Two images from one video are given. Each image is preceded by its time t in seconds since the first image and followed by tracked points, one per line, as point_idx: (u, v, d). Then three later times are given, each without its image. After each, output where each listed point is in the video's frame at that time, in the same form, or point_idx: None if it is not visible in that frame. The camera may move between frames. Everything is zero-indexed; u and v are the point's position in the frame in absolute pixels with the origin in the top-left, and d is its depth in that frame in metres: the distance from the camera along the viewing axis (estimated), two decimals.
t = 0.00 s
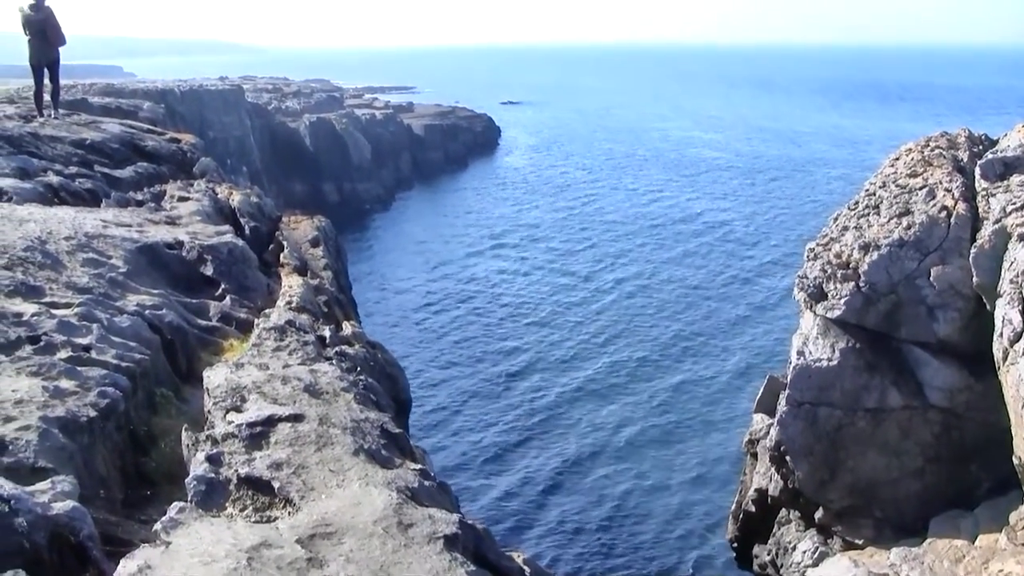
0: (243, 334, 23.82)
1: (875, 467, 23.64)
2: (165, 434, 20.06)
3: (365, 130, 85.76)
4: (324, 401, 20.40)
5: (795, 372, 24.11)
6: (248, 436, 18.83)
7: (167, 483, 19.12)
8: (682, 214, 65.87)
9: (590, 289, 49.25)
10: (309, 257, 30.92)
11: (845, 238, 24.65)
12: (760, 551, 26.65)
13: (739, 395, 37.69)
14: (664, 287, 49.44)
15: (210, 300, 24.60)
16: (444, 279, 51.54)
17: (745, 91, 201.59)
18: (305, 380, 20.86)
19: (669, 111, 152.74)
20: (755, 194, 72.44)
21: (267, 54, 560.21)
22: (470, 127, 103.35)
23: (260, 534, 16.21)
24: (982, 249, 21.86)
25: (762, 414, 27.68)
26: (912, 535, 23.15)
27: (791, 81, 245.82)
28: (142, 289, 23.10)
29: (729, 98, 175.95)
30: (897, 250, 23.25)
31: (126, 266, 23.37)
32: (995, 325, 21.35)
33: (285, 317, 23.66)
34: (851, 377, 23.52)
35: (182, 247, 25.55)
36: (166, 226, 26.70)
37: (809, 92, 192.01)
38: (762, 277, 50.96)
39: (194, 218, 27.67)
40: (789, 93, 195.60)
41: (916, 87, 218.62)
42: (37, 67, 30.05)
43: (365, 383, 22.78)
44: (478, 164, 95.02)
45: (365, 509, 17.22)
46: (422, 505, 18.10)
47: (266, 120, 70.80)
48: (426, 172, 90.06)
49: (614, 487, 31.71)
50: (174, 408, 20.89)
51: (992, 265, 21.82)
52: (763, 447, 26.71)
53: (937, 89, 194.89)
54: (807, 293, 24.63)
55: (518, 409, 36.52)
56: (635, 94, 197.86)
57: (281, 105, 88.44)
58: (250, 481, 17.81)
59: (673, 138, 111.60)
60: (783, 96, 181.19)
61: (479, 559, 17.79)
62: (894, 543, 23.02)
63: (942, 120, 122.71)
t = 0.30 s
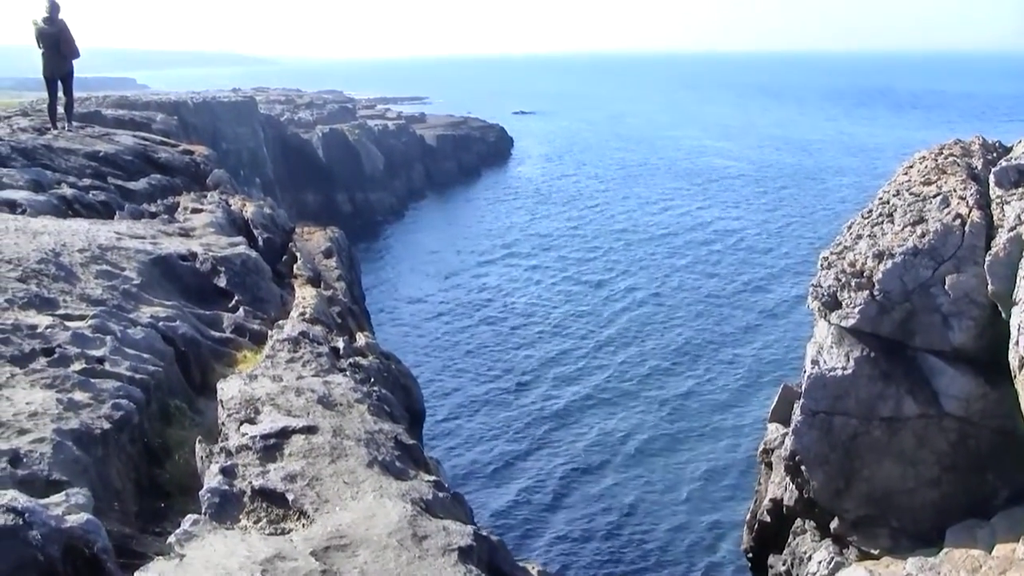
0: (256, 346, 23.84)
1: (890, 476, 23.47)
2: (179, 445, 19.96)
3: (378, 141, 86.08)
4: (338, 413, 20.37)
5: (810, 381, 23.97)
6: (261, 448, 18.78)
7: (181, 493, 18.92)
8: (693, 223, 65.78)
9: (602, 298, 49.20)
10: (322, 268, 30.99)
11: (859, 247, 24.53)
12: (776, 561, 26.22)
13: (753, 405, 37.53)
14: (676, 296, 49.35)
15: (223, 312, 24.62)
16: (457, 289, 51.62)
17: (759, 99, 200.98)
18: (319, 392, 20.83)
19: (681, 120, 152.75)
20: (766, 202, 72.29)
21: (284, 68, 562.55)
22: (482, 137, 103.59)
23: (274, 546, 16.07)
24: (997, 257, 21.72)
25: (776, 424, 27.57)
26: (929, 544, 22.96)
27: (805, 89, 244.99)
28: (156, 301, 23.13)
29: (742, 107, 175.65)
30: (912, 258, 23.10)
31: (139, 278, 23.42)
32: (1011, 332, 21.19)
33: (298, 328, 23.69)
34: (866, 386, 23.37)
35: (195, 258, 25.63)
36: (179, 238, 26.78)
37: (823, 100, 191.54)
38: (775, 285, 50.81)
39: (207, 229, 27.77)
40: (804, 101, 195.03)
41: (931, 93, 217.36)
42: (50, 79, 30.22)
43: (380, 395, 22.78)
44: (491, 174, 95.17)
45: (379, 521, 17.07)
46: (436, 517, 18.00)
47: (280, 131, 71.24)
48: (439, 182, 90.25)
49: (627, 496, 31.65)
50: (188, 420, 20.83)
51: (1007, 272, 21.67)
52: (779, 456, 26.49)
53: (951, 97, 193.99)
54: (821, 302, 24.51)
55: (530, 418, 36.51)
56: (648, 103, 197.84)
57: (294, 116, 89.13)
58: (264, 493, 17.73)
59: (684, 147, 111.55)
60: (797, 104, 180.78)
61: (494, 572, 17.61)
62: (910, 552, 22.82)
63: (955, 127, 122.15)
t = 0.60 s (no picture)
0: (270, 357, 23.89)
1: (906, 488, 23.12)
2: (193, 457, 19.92)
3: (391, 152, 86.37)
4: (351, 425, 20.31)
5: (825, 392, 23.68)
6: (275, 460, 18.73)
7: (193, 506, 18.83)
8: (706, 233, 65.61)
9: (615, 309, 49.12)
10: (336, 279, 31.08)
11: (873, 258, 24.34)
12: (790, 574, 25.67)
13: (766, 415, 37.37)
14: (690, 307, 49.21)
15: (237, 323, 24.68)
16: (470, 300, 51.66)
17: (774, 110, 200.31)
18: (332, 403, 20.81)
19: (695, 130, 152.60)
20: (780, 212, 72.06)
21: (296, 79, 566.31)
22: (495, 148, 103.76)
23: (287, 559, 15.89)
24: (1012, 267, 21.59)
25: (791, 434, 27.47)
26: (944, 557, 22.59)
27: (818, 98, 244.72)
28: (169, 313, 23.18)
29: (757, 117, 175.26)
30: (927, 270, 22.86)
31: (153, 289, 23.51)
32: None
33: (312, 340, 23.76)
34: (881, 397, 23.12)
35: (209, 270, 25.74)
36: (193, 249, 26.89)
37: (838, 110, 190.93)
38: (789, 296, 50.59)
39: (221, 240, 27.88)
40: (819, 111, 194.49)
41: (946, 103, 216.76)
42: (66, 91, 30.40)
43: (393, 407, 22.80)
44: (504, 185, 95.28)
45: (393, 533, 16.82)
46: (450, 529, 17.79)
47: (294, 141, 71.57)
48: (452, 193, 90.40)
49: (639, 507, 31.56)
50: (201, 431, 20.81)
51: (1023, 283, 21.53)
52: (793, 468, 26.34)
53: (967, 106, 193.59)
54: (836, 313, 24.35)
55: (543, 428, 36.46)
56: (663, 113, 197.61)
57: (308, 127, 89.90)
58: (278, 505, 17.62)
59: (697, 157, 111.46)
60: (813, 114, 180.20)
61: None
62: (926, 565, 22.43)
63: (969, 138, 121.52)
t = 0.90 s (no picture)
0: (284, 369, 23.92)
1: (922, 500, 22.48)
2: (207, 469, 19.87)
3: (404, 164, 86.58)
4: (366, 438, 20.30)
5: (841, 404, 22.98)
6: (289, 472, 18.61)
7: (208, 518, 18.79)
8: (719, 245, 65.56)
9: (628, 321, 49.12)
10: (349, 291, 31.18)
11: (888, 268, 23.81)
12: None
13: (779, 427, 37.26)
14: (703, 319, 49.13)
15: (250, 336, 24.74)
16: (483, 312, 51.72)
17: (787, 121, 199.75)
18: (347, 416, 20.81)
19: (707, 141, 152.61)
20: (792, 224, 71.99)
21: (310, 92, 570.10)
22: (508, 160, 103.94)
23: (302, 572, 15.98)
24: None
25: (805, 446, 27.35)
26: (962, 570, 22.06)
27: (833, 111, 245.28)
28: (183, 325, 23.22)
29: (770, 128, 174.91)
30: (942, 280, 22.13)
31: (167, 302, 23.59)
32: None
33: (326, 352, 23.82)
34: (897, 408, 22.43)
35: (223, 282, 25.85)
36: (206, 262, 26.99)
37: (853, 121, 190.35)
38: (803, 308, 50.50)
39: (235, 253, 27.99)
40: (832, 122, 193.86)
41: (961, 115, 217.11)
42: (80, 105, 30.47)
43: (407, 419, 22.82)
44: (517, 197, 95.42)
45: (408, 546, 16.61)
46: (465, 542, 17.69)
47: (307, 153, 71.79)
48: (465, 205, 90.57)
49: (651, 517, 31.44)
50: (216, 444, 20.81)
51: None
52: (808, 479, 26.19)
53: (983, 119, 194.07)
54: (850, 323, 23.81)
55: (555, 440, 36.40)
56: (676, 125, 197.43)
57: (322, 140, 90.61)
58: (293, 518, 17.48)
59: (709, 169, 111.48)
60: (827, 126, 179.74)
61: None
62: None
63: (982, 149, 121.27)
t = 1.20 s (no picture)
0: (298, 382, 23.93)
1: (938, 512, 22.28)
2: (222, 483, 19.81)
3: (418, 176, 86.76)
4: (380, 450, 20.31)
5: (855, 416, 22.90)
6: (304, 486, 18.58)
7: (223, 532, 18.71)
8: (733, 257, 65.38)
9: (642, 333, 49.01)
10: (363, 303, 31.25)
11: (904, 279, 23.51)
12: None
13: (791, 439, 37.05)
14: (716, 331, 49.04)
15: (265, 348, 24.79)
16: (496, 324, 51.73)
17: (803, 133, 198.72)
18: (361, 428, 20.83)
19: (721, 153, 152.36)
20: (804, 235, 71.84)
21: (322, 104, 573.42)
22: (521, 172, 104.07)
23: None
24: None
25: (821, 458, 27.24)
26: None
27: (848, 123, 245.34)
28: (198, 338, 23.28)
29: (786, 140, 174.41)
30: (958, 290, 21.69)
31: (182, 314, 23.63)
32: None
33: (340, 365, 23.88)
34: (913, 420, 22.24)
35: (237, 294, 25.95)
36: (220, 274, 27.09)
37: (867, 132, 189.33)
38: (818, 321, 50.21)
39: (249, 266, 28.11)
40: (848, 133, 192.71)
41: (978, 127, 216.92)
42: (95, 118, 30.60)
43: (422, 432, 22.87)
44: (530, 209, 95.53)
45: (421, 560, 16.35)
46: (480, 555, 17.54)
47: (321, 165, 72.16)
48: (479, 217, 90.66)
49: (665, 529, 31.24)
50: (231, 456, 20.80)
51: None
52: (823, 491, 26.06)
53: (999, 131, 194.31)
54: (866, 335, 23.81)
55: (568, 452, 36.33)
56: (690, 137, 196.84)
57: (335, 153, 91.19)
58: (308, 532, 17.39)
59: (723, 180, 111.27)
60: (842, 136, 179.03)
61: None
62: None
63: (996, 159, 120.60)
